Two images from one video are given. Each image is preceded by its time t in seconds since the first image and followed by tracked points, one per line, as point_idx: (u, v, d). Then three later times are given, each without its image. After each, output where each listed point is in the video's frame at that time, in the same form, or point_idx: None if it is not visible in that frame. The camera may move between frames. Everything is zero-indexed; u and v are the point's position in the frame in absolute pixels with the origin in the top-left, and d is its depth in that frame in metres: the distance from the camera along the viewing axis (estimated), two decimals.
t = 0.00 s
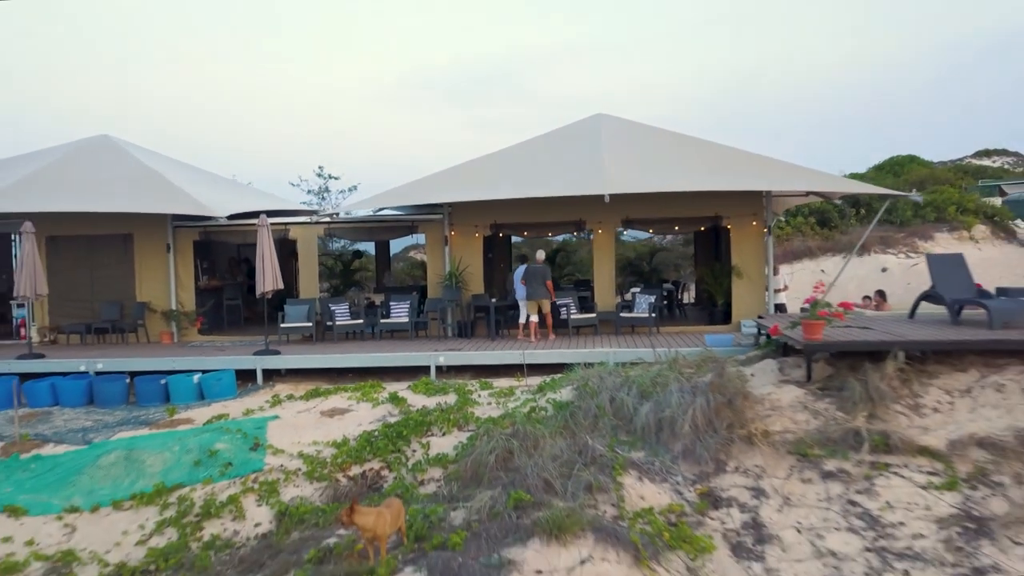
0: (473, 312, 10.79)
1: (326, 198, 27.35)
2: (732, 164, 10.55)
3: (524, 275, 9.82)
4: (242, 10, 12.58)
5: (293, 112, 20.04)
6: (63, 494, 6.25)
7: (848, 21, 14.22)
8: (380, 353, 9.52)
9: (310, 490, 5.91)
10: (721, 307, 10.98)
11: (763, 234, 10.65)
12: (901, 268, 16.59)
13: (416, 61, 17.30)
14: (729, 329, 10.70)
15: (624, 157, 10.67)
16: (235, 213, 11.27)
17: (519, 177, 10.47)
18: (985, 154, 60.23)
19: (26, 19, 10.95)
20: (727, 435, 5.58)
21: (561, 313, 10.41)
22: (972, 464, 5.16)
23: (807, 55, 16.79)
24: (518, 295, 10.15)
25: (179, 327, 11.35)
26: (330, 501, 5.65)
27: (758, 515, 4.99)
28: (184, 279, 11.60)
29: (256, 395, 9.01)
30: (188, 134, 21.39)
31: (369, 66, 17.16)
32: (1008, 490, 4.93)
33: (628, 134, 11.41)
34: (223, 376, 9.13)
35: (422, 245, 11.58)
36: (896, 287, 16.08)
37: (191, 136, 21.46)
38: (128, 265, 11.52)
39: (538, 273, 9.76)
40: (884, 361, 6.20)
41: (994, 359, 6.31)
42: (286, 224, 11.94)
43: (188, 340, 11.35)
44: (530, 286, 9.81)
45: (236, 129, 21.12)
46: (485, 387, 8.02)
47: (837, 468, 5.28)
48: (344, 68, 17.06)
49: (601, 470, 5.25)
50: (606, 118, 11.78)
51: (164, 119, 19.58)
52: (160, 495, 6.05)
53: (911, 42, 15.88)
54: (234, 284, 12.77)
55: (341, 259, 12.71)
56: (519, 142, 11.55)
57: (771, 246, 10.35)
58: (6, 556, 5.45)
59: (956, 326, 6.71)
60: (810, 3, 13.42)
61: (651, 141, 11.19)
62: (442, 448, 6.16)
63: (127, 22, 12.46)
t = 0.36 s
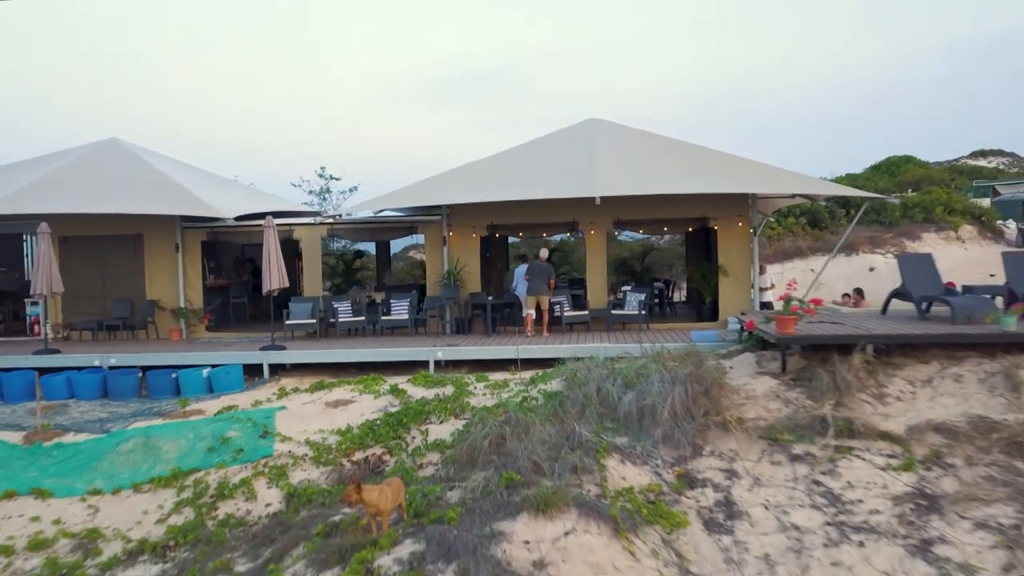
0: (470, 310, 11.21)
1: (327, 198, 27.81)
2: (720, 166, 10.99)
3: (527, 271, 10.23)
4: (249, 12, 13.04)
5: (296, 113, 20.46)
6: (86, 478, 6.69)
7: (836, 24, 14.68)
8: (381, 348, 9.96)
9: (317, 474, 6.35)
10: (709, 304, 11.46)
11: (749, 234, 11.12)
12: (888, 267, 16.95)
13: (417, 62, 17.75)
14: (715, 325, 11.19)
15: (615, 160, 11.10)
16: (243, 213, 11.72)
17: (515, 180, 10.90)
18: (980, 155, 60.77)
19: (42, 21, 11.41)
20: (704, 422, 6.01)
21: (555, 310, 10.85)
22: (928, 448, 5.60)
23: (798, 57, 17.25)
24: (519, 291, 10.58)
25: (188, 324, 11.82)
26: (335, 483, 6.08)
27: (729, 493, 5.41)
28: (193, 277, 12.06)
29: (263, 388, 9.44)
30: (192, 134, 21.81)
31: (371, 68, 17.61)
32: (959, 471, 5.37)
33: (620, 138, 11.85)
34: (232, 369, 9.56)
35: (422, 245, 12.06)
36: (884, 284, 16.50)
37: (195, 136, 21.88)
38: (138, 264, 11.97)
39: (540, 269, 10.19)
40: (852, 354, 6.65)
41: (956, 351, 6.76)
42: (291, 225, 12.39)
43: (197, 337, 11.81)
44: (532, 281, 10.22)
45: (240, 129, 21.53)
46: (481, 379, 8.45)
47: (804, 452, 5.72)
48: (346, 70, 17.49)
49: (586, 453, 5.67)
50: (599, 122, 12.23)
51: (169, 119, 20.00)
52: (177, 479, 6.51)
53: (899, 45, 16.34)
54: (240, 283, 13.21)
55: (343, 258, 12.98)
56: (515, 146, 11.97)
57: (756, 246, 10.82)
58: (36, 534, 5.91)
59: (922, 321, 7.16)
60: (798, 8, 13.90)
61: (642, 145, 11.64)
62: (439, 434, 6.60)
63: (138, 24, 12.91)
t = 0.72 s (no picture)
0: (468, 307, 11.64)
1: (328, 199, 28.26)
2: (709, 169, 11.44)
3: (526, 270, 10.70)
4: (255, 14, 13.48)
5: (298, 115, 20.89)
6: (107, 464, 7.12)
7: (824, 28, 15.12)
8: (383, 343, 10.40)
9: (324, 459, 6.78)
10: (699, 301, 11.93)
11: (737, 235, 11.58)
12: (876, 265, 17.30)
13: (417, 64, 18.19)
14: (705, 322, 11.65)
15: (608, 163, 11.54)
16: (249, 214, 12.15)
17: (511, 182, 11.33)
18: (976, 155, 61.26)
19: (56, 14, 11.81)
20: (685, 411, 6.45)
21: (551, 307, 11.17)
22: (892, 433, 6.04)
23: (790, 58, 17.67)
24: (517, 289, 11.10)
25: (197, 321, 12.27)
26: (342, 467, 6.51)
27: (707, 475, 5.84)
28: (201, 276, 12.52)
29: (271, 382, 9.89)
30: (196, 136, 22.23)
31: (374, 70, 18.06)
32: (920, 454, 5.81)
33: (612, 142, 12.30)
34: (241, 363, 10.00)
35: (422, 245, 12.49)
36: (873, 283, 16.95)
37: (200, 138, 22.31)
38: (150, 264, 12.46)
39: (538, 269, 10.67)
40: (826, 347, 7.09)
41: (923, 345, 7.21)
42: (296, 226, 12.83)
43: (205, 333, 12.26)
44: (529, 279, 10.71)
45: (244, 131, 21.96)
46: (479, 373, 8.89)
47: (778, 437, 6.15)
48: (348, 72, 17.93)
49: (575, 438, 6.10)
50: (593, 126, 12.68)
51: (174, 121, 20.43)
52: (193, 464, 6.96)
53: (886, 49, 16.79)
54: (246, 282, 13.62)
55: (346, 258, 13.41)
56: (512, 150, 12.40)
57: (744, 246, 11.29)
58: (63, 514, 6.35)
59: (893, 316, 7.60)
60: (787, 12, 14.34)
61: (634, 148, 12.08)
62: (439, 423, 7.04)
63: (150, 25, 13.36)
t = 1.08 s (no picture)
0: (468, 305, 12.09)
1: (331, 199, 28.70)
2: (699, 172, 11.89)
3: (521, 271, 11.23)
4: (262, 17, 13.92)
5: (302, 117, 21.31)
6: (127, 451, 7.57)
7: (815, 30, 15.56)
8: (386, 339, 10.85)
9: (332, 446, 7.24)
10: (689, 300, 12.43)
11: (726, 236, 12.08)
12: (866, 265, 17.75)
13: (419, 66, 18.61)
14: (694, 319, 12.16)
15: (602, 166, 11.99)
16: (257, 214, 12.60)
17: (509, 185, 11.77)
18: (972, 155, 61.78)
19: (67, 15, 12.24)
20: (670, 400, 6.89)
21: (547, 305, 11.57)
22: (862, 420, 6.49)
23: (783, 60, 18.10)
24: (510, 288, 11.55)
25: (206, 318, 12.74)
26: (349, 453, 6.95)
27: (689, 458, 6.28)
28: (210, 275, 12.99)
29: (278, 376, 10.34)
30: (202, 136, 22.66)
31: (377, 72, 18.51)
32: (886, 440, 6.25)
33: (607, 146, 12.75)
34: (250, 358, 10.43)
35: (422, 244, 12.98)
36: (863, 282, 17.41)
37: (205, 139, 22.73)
38: (161, 264, 12.93)
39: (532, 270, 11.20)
40: (803, 341, 7.55)
41: (895, 339, 7.65)
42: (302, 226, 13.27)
43: (214, 330, 12.74)
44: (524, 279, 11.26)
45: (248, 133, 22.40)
46: (477, 367, 9.33)
47: (756, 425, 6.60)
48: (351, 74, 18.35)
49: (567, 425, 6.55)
50: (589, 130, 13.15)
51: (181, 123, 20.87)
52: (209, 451, 7.40)
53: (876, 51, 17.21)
54: (252, 281, 14.07)
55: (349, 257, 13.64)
56: (510, 154, 12.85)
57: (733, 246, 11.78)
58: (88, 496, 6.80)
59: (868, 312, 8.06)
60: (778, 14, 14.77)
61: (627, 152, 12.54)
62: (440, 412, 7.49)
63: (157, 26, 13.77)
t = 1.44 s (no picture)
0: (467, 303, 12.56)
1: (332, 200, 29.18)
2: (690, 175, 12.35)
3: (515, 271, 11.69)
4: (268, 20, 14.38)
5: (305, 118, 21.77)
6: (146, 440, 8.04)
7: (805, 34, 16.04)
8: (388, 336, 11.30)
9: (340, 434, 7.70)
10: (680, 297, 12.89)
11: (716, 236, 12.53)
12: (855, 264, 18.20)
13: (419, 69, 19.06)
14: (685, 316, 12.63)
15: (596, 170, 12.43)
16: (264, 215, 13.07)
17: (506, 188, 12.21)
18: (969, 155, 62.34)
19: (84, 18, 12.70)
20: (657, 391, 7.36)
21: (543, 302, 12.02)
22: (835, 409, 6.95)
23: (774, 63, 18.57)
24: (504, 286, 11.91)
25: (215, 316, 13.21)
26: (356, 440, 7.41)
27: (673, 443, 6.74)
28: (219, 275, 13.47)
29: (285, 370, 10.80)
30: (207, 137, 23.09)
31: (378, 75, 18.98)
32: (857, 427, 6.72)
33: (601, 150, 13.19)
34: (258, 354, 10.89)
35: (423, 244, 13.45)
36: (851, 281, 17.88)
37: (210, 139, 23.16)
38: (171, 263, 13.39)
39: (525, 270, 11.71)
40: (782, 335, 8.02)
41: (870, 334, 8.12)
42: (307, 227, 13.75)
43: (222, 327, 13.21)
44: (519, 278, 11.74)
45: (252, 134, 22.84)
46: (475, 361, 9.78)
47: (736, 413, 7.06)
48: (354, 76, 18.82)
49: (559, 413, 7.01)
50: (583, 133, 13.61)
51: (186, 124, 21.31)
52: (223, 439, 7.87)
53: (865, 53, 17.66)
54: (259, 280, 14.50)
55: (352, 257, 14.48)
56: (507, 158, 13.28)
57: (722, 246, 12.24)
58: (111, 481, 7.26)
59: (845, 308, 8.53)
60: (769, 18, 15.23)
61: (621, 156, 12.99)
62: (441, 402, 7.95)
63: (168, 28, 14.21)
